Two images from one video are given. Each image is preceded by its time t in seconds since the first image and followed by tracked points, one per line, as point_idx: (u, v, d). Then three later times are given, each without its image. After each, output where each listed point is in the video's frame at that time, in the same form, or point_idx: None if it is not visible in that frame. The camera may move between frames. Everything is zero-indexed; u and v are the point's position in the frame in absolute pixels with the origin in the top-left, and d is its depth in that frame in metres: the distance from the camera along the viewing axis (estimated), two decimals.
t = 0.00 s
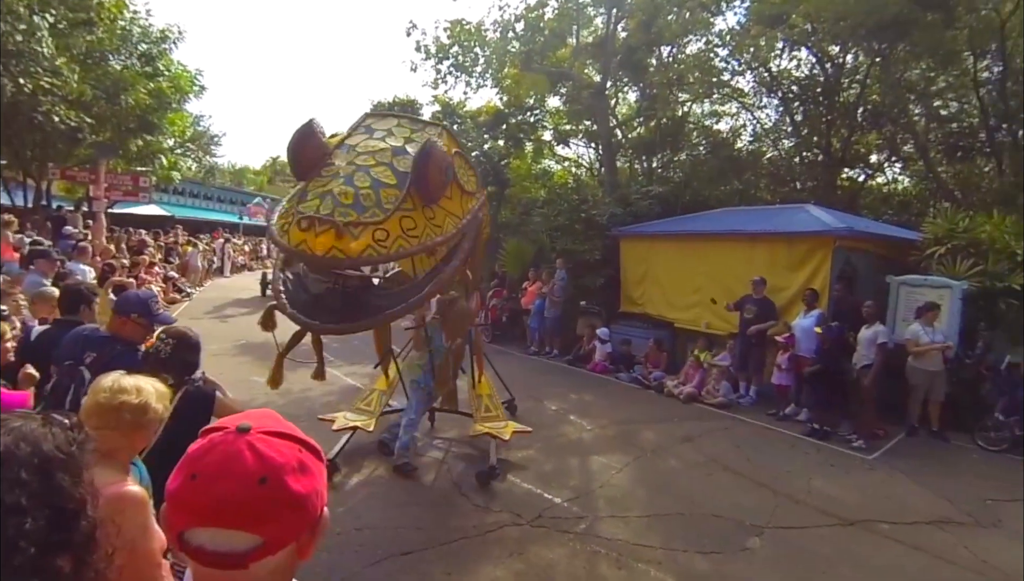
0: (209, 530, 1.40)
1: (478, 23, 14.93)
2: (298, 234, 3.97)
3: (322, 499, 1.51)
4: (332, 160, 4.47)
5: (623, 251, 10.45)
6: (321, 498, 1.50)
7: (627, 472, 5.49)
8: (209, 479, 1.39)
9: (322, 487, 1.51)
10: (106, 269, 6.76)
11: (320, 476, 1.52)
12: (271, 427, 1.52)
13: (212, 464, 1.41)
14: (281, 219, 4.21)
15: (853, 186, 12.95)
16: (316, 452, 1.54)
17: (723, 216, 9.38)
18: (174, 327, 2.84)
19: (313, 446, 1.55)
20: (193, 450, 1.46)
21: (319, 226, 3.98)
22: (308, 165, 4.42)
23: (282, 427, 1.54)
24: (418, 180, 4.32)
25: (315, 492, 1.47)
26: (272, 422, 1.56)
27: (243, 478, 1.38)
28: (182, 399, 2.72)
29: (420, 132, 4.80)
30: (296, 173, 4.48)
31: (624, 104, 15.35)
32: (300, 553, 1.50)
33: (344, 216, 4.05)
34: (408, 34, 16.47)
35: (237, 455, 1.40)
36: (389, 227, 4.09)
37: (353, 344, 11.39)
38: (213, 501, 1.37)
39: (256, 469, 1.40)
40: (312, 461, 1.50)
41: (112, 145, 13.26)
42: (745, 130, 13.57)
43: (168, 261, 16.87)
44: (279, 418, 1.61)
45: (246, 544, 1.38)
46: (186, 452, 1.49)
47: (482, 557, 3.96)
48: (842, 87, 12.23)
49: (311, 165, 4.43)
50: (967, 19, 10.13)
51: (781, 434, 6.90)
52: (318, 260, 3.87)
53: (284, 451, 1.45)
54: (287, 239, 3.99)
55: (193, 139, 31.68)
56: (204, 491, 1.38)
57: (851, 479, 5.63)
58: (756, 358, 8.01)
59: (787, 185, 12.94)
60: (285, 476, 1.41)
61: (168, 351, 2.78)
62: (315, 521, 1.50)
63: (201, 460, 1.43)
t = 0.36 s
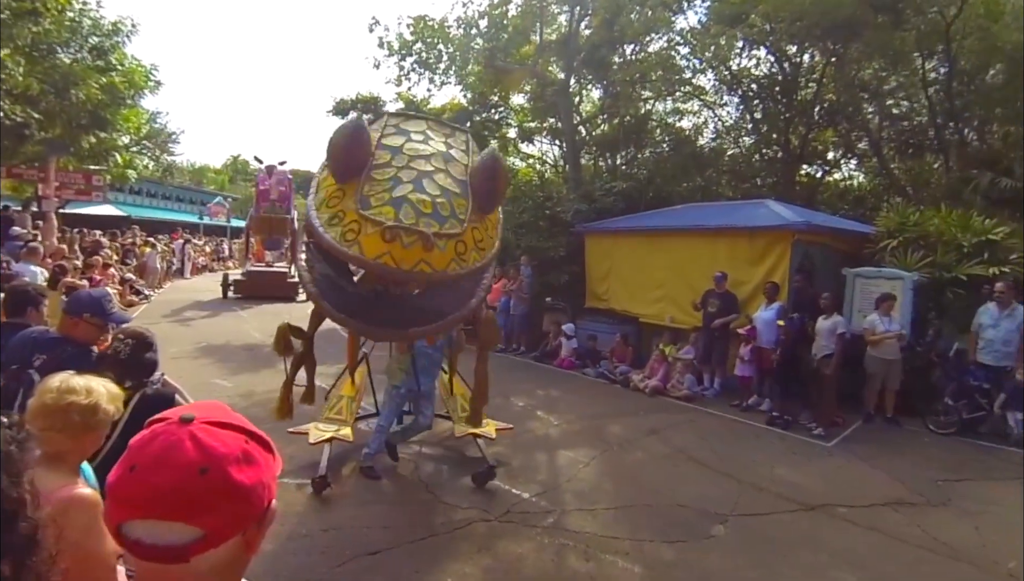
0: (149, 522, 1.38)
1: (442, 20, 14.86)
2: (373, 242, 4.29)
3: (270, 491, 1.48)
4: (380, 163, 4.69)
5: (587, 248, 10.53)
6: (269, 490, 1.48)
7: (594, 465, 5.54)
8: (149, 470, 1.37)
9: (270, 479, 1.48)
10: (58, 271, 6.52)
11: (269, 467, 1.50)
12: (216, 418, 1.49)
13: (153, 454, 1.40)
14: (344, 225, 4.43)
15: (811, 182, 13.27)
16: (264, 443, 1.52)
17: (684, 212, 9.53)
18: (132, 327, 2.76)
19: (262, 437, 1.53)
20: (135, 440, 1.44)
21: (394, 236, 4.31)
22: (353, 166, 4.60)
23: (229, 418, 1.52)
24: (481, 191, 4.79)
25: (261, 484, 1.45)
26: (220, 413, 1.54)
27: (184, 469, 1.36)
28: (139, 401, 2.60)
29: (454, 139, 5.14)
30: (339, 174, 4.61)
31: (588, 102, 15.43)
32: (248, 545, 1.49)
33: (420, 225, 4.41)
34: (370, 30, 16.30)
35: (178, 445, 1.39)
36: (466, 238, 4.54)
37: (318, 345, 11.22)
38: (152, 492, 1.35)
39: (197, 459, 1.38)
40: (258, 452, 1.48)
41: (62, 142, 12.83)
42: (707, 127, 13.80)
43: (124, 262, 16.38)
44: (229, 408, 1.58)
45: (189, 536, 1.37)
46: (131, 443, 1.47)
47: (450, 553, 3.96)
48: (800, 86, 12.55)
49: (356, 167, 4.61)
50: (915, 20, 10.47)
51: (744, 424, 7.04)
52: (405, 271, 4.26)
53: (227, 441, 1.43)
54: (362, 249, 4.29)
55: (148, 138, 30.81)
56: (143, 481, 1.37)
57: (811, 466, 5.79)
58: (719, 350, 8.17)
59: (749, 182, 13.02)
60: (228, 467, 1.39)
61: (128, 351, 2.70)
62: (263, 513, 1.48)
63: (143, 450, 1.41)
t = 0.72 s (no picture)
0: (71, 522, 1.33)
1: (403, 14, 14.74)
2: (463, 258, 4.09)
3: (203, 484, 1.44)
4: (441, 168, 4.52)
5: (554, 240, 10.58)
6: (202, 482, 1.43)
7: (565, 456, 5.58)
8: (65, 467, 1.34)
9: (203, 472, 1.44)
10: (8, 275, 6.30)
11: (201, 460, 1.45)
12: (148, 412, 1.47)
13: (70, 453, 1.36)
14: (422, 236, 4.21)
15: (772, 172, 13.54)
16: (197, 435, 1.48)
17: (648, 203, 9.63)
18: (89, 329, 2.68)
19: (195, 430, 1.49)
20: (59, 440, 1.41)
21: (483, 249, 4.14)
22: (417, 171, 4.42)
23: (161, 412, 1.49)
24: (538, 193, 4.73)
25: (191, 477, 1.40)
26: (153, 407, 1.52)
27: (102, 465, 1.33)
28: (97, 404, 2.53)
29: (494, 136, 5.00)
30: (403, 181, 4.41)
31: (552, 95, 15.44)
32: (185, 541, 1.43)
33: (504, 235, 4.25)
34: (332, 25, 16.10)
35: (98, 442, 1.35)
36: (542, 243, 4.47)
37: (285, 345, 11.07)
38: (67, 489, 1.31)
39: (115, 454, 1.34)
40: (188, 444, 1.44)
41: (10, 142, 12.39)
42: (671, 119, 13.98)
43: (82, 266, 15.93)
44: (166, 403, 1.56)
45: (111, 535, 1.32)
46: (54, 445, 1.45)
47: (422, 549, 3.94)
48: (760, 80, 12.89)
49: (421, 174, 4.42)
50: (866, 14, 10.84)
51: (712, 411, 7.16)
52: (496, 284, 4.11)
53: (152, 437, 1.39)
54: (449, 262, 4.09)
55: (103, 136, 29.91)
56: (59, 481, 1.33)
57: (775, 449, 5.93)
58: (685, 339, 8.31)
59: (712, 172, 13.25)
60: (151, 461, 1.35)
61: (84, 354, 2.61)
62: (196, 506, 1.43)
63: (61, 450, 1.38)
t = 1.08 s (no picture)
0: None
1: (372, 7, 14.57)
2: (598, 218, 3.49)
3: (142, 481, 1.28)
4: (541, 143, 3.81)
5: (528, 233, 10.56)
6: (140, 480, 1.28)
7: (541, 449, 5.60)
8: None
9: (140, 469, 1.28)
10: None
11: (137, 457, 1.29)
12: (74, 411, 1.29)
13: None
14: (545, 206, 3.54)
15: (743, 164, 13.72)
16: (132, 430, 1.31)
17: (621, 195, 9.69)
18: (54, 332, 2.62)
19: (128, 426, 1.32)
20: None
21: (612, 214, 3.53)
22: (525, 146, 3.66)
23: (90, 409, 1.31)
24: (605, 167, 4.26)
25: (126, 474, 1.24)
26: (83, 405, 1.34)
27: (21, 468, 1.15)
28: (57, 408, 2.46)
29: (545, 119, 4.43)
30: (511, 155, 3.64)
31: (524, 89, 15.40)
32: (127, 538, 1.29)
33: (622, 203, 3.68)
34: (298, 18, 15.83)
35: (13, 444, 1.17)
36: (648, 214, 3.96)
37: (258, 344, 10.91)
38: None
39: (39, 455, 1.16)
40: (122, 440, 1.28)
41: None
42: (642, 111, 14.06)
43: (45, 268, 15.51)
44: (99, 401, 1.39)
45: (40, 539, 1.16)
46: None
47: (400, 545, 3.93)
48: (730, 72, 12.92)
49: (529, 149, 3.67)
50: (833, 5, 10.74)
51: (686, 400, 7.25)
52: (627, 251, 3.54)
53: (78, 435, 1.22)
54: (580, 226, 3.47)
55: (64, 134, 29.13)
56: None
57: (748, 435, 6.02)
58: (659, 330, 8.43)
59: (685, 163, 13.39)
60: (78, 460, 1.19)
61: (44, 357, 2.53)
62: (135, 505, 1.28)
63: None
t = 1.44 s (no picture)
0: None
1: (355, 1, 14.45)
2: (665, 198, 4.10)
3: (102, 483, 1.07)
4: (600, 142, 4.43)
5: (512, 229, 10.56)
6: (99, 482, 1.07)
7: (528, 444, 5.60)
8: None
9: (99, 470, 1.06)
10: None
11: (98, 457, 1.07)
12: (20, 405, 1.05)
13: None
14: (621, 191, 4.14)
15: (728, 158, 13.77)
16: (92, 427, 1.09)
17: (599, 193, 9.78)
18: (31, 331, 2.58)
19: (87, 422, 1.10)
20: None
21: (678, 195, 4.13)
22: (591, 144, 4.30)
23: (43, 404, 1.08)
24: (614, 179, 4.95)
25: (81, 475, 1.04)
26: (32, 399, 1.10)
27: None
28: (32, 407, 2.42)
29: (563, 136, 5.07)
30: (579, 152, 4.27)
31: (510, 84, 15.35)
32: (85, 542, 1.09)
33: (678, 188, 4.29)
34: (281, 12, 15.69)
35: None
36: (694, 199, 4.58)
37: (243, 342, 10.82)
38: None
39: None
40: (79, 439, 1.07)
41: None
42: (628, 107, 14.08)
43: (26, 266, 15.28)
44: (53, 394, 1.14)
45: None
46: None
47: (387, 541, 3.92)
48: (714, 68, 12.97)
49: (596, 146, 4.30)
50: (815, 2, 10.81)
51: (672, 393, 7.30)
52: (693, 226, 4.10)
53: (25, 432, 1.00)
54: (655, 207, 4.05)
55: (44, 130, 28.70)
56: None
57: (733, 428, 6.07)
58: (644, 324, 8.49)
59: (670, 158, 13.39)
60: (24, 461, 0.98)
61: (22, 356, 2.49)
62: (93, 508, 1.07)
63: None
